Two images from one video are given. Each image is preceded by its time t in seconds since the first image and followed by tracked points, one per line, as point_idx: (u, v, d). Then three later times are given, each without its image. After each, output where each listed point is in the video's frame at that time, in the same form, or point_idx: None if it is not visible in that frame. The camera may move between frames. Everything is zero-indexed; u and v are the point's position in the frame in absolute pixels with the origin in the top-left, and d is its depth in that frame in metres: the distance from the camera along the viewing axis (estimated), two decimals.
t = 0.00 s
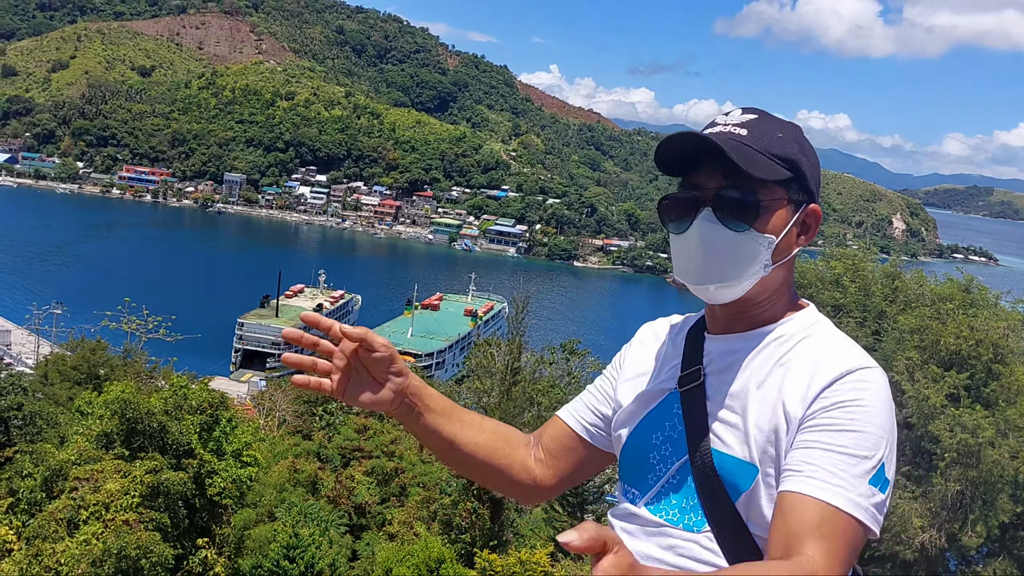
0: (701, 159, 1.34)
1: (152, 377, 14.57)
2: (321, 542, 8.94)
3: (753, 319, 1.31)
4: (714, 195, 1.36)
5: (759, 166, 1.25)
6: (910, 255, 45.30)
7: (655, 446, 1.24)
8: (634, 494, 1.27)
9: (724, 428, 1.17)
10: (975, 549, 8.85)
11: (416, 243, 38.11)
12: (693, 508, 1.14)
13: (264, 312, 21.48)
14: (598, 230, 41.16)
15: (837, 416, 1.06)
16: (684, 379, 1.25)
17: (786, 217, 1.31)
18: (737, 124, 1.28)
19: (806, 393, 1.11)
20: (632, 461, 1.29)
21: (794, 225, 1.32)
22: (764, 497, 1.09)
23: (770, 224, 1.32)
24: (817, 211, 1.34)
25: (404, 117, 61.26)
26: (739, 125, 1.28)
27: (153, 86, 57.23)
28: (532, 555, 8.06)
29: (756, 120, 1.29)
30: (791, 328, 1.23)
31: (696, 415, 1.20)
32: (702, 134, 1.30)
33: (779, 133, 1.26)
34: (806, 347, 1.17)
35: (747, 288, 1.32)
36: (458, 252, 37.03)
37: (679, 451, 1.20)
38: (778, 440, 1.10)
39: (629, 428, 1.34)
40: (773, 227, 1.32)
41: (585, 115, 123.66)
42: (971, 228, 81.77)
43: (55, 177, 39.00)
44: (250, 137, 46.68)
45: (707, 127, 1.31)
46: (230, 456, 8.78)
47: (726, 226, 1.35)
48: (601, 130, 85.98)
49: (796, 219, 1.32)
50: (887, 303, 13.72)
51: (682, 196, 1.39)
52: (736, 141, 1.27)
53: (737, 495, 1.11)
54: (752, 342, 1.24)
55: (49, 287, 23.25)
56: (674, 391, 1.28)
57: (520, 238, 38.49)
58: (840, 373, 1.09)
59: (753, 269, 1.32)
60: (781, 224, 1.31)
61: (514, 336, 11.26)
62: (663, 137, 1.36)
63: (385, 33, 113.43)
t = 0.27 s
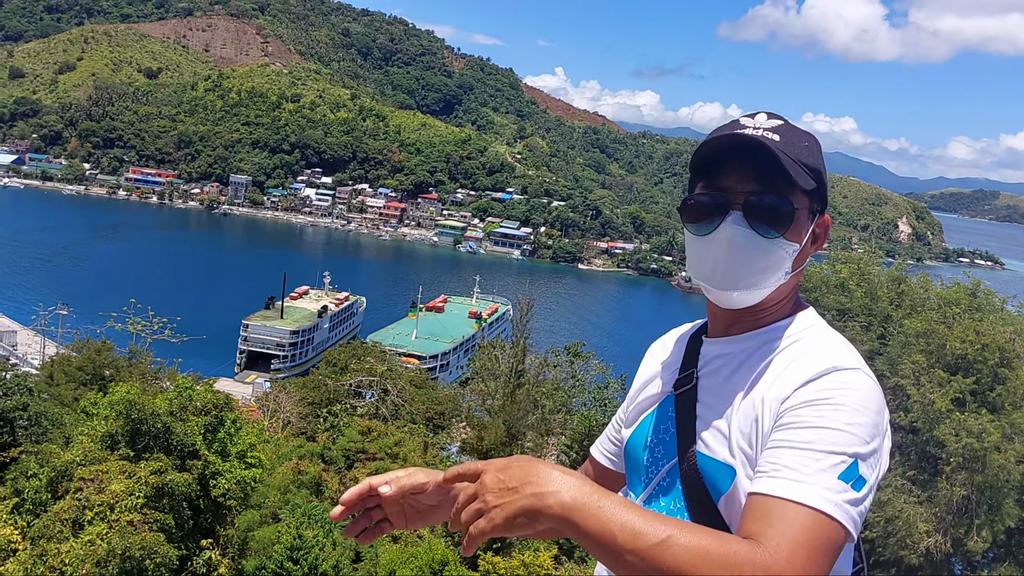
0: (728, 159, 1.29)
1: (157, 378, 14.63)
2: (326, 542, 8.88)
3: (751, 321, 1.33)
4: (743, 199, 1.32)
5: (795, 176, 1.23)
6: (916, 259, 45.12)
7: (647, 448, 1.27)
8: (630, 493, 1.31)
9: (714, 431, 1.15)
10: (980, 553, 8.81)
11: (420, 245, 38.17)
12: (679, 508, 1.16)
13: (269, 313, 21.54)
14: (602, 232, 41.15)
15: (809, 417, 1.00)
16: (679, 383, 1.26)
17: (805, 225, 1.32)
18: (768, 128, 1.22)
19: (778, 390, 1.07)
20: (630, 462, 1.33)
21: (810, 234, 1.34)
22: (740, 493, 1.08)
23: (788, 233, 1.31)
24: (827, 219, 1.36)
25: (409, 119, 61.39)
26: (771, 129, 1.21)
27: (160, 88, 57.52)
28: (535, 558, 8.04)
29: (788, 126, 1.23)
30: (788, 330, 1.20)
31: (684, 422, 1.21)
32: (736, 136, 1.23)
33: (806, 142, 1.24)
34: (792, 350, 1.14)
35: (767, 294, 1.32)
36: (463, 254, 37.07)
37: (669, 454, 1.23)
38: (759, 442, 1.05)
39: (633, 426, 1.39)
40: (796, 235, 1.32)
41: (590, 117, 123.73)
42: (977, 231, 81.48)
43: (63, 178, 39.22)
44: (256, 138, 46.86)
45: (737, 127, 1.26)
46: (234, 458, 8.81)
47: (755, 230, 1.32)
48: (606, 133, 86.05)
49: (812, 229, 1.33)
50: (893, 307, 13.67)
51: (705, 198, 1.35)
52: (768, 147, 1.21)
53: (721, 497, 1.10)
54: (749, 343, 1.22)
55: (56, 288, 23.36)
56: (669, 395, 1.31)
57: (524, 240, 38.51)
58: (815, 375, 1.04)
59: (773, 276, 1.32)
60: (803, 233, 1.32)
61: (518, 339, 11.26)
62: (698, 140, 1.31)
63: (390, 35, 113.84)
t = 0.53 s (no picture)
0: (700, 157, 1.30)
1: (159, 379, 14.66)
2: (328, 543, 8.88)
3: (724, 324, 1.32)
4: (714, 198, 1.32)
5: (762, 172, 1.21)
6: (918, 260, 45.07)
7: (635, 452, 1.25)
8: (618, 497, 1.29)
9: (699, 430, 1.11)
10: (981, 554, 8.80)
11: (422, 247, 38.21)
12: (663, 515, 1.14)
13: (272, 315, 21.58)
14: (605, 234, 41.15)
15: (816, 420, 0.96)
16: (659, 386, 1.24)
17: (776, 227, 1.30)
18: (741, 125, 1.24)
19: (775, 388, 1.03)
20: (620, 468, 1.30)
21: (785, 233, 1.31)
22: (728, 492, 1.04)
23: (761, 232, 1.29)
24: (803, 220, 1.34)
25: (411, 120, 61.44)
26: (745, 125, 1.23)
27: (162, 89, 57.61)
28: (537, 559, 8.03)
29: (764, 122, 1.24)
30: (769, 329, 1.17)
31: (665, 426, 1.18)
32: (708, 134, 1.25)
33: (782, 140, 1.23)
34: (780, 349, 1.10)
35: (741, 293, 1.30)
36: (465, 255, 37.09)
37: (651, 456, 1.21)
38: (759, 449, 1.01)
39: (622, 428, 1.38)
40: (768, 233, 1.30)
41: (591, 118, 123.75)
42: (979, 233, 81.38)
43: (65, 179, 39.32)
44: (258, 140, 46.92)
45: (709, 127, 1.27)
46: (236, 458, 8.81)
47: (727, 228, 1.31)
48: (608, 134, 86.10)
49: (784, 230, 1.31)
50: (895, 308, 13.65)
51: (681, 196, 1.35)
52: (740, 145, 1.22)
53: (706, 498, 1.06)
54: (728, 342, 1.20)
55: (58, 290, 23.40)
56: (652, 397, 1.29)
57: (526, 242, 38.53)
58: (818, 380, 0.99)
59: (746, 274, 1.30)
60: (776, 233, 1.30)
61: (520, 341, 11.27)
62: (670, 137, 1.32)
63: (392, 36, 114.00)
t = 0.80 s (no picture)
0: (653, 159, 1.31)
1: (160, 373, 14.68)
2: (328, 538, 8.91)
3: (740, 316, 1.20)
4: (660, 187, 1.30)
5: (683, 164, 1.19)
6: (919, 256, 45.06)
7: (648, 442, 1.19)
8: (623, 488, 1.24)
9: (712, 417, 1.09)
10: (981, 549, 8.82)
11: (423, 242, 38.22)
12: (669, 506, 1.11)
13: (273, 309, 21.60)
14: (606, 230, 41.14)
15: (839, 418, 0.96)
16: (673, 376, 1.20)
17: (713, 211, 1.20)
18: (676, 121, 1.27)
19: (796, 384, 1.02)
20: (631, 454, 1.25)
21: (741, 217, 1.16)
22: (745, 490, 1.02)
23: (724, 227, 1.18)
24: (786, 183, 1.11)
25: (412, 116, 61.37)
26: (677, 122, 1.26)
27: (163, 84, 57.51)
28: (538, 552, 8.02)
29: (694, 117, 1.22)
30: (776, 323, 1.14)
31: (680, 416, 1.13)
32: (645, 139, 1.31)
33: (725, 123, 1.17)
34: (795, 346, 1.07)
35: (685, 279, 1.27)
36: (466, 250, 37.09)
37: (663, 449, 1.15)
38: (783, 450, 0.99)
39: (630, 417, 1.31)
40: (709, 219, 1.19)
41: (593, 113, 123.60)
42: (981, 229, 81.30)
43: (66, 174, 39.33)
44: (258, 134, 46.88)
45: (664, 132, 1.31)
46: (237, 453, 8.82)
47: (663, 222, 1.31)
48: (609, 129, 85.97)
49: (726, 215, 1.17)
50: (896, 303, 13.64)
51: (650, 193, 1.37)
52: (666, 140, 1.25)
53: (715, 496, 1.04)
54: (729, 340, 1.17)
55: (59, 284, 23.40)
56: (665, 385, 1.23)
57: (527, 237, 38.52)
58: (843, 381, 0.98)
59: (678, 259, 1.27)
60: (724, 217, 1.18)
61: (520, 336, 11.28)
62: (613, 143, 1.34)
63: (393, 31, 113.77)
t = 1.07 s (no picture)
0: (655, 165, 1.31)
1: (161, 370, 14.71)
2: (330, 535, 9.00)
3: (746, 316, 1.19)
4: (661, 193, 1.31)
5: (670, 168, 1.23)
6: (920, 253, 45.03)
7: (649, 439, 1.24)
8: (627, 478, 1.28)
9: (702, 425, 1.09)
10: (981, 547, 8.81)
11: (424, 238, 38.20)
12: (656, 500, 1.15)
13: (274, 306, 21.62)
14: (607, 226, 41.11)
15: (816, 438, 0.93)
16: (681, 373, 1.23)
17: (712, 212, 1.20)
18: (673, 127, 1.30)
19: (779, 398, 1.00)
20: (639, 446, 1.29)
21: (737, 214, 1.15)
22: (712, 498, 1.03)
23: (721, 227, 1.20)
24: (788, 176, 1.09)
25: (413, 112, 61.28)
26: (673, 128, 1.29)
27: (164, 80, 57.43)
28: (538, 549, 8.02)
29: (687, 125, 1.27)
30: (788, 334, 1.10)
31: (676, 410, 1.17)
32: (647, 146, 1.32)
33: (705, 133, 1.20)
34: (794, 353, 1.05)
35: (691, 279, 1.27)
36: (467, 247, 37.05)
37: (661, 443, 1.20)
38: (754, 462, 0.99)
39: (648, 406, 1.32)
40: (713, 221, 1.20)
41: (594, 110, 123.45)
42: (982, 226, 81.20)
43: (66, 170, 39.31)
44: (259, 131, 46.84)
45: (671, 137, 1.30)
46: (238, 449, 8.83)
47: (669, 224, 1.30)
48: (610, 126, 85.85)
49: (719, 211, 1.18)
50: (897, 300, 13.62)
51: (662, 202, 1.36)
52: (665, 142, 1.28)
53: (692, 498, 1.06)
54: (736, 346, 1.16)
55: (60, 281, 23.41)
56: (673, 382, 1.26)
57: (528, 234, 38.49)
58: (824, 397, 0.94)
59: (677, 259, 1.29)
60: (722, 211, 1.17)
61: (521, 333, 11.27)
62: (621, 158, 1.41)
63: (394, 28, 113.57)
